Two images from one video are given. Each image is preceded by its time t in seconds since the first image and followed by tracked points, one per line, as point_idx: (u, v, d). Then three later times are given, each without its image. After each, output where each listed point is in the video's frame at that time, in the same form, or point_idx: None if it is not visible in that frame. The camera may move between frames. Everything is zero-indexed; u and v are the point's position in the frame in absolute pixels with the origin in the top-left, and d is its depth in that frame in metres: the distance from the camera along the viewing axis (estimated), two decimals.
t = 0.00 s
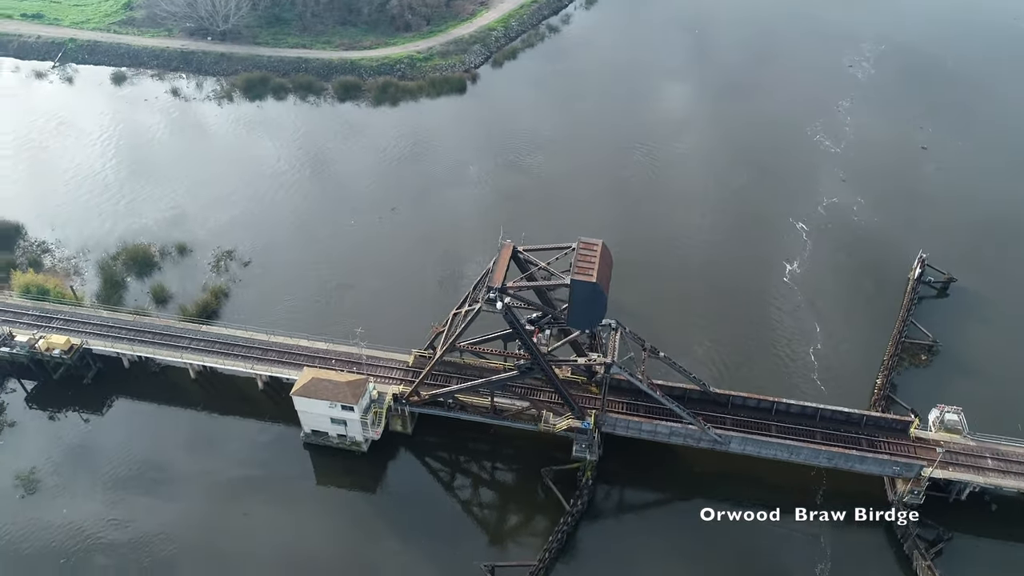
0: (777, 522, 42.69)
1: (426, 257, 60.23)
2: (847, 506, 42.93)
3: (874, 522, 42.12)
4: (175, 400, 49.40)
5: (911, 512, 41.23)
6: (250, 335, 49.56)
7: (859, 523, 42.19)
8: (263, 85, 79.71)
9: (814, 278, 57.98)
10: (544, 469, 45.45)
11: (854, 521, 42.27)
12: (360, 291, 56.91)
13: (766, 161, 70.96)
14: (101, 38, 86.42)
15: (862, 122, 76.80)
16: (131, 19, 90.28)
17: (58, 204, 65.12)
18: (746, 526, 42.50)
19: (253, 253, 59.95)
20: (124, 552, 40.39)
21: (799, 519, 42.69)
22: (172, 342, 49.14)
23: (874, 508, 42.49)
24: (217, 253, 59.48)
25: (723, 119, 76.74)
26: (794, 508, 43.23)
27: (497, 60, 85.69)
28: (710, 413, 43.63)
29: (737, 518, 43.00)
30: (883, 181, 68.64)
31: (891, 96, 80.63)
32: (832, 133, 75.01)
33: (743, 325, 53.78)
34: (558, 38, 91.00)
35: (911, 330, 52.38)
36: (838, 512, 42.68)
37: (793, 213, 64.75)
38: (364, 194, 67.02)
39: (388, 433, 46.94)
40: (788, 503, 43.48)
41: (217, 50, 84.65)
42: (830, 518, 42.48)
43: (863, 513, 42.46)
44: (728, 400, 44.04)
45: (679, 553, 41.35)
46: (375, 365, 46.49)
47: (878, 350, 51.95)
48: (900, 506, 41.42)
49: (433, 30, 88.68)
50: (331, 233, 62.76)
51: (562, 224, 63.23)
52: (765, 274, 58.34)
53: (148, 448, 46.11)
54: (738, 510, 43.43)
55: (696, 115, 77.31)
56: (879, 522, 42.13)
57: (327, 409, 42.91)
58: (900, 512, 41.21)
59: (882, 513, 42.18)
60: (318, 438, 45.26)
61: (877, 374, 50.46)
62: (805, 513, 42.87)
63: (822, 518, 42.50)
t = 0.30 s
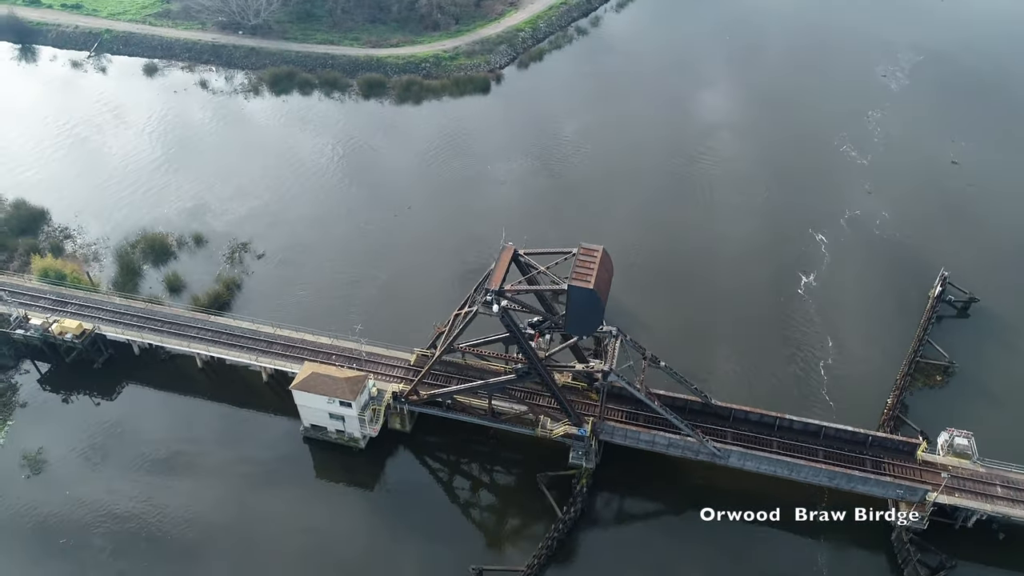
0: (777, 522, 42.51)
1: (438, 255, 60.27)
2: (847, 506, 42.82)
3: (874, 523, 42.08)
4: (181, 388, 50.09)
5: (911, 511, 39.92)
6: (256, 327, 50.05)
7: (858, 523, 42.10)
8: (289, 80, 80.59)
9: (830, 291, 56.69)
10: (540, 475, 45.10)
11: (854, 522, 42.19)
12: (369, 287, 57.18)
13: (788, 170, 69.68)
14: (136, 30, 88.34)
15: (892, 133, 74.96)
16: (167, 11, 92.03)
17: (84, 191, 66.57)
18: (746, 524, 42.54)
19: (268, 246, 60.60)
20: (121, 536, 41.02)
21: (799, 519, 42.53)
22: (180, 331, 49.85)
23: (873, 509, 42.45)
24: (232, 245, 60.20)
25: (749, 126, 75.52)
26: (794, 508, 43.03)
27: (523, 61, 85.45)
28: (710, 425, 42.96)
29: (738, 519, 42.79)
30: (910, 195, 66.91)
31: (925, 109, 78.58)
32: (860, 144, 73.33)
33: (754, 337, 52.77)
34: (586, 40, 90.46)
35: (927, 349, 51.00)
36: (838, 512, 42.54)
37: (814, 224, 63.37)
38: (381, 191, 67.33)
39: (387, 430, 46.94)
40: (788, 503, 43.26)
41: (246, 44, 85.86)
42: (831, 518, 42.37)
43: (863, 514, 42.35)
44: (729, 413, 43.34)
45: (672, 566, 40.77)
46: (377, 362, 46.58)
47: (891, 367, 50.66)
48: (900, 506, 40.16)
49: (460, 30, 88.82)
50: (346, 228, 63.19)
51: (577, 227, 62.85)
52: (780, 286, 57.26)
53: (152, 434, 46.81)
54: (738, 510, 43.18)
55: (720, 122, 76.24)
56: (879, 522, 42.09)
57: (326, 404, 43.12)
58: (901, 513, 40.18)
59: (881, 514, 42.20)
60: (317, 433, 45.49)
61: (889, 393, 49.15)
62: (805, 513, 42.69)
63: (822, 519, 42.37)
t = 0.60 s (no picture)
0: (778, 523, 42.47)
1: (450, 255, 60.26)
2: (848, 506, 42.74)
3: (874, 524, 42.03)
4: (189, 377, 50.82)
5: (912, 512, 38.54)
6: (265, 320, 50.58)
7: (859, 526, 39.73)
8: (315, 76, 81.48)
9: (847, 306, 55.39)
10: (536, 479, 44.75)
11: (854, 523, 42.14)
12: (379, 284, 57.38)
13: (812, 181, 68.28)
14: (171, 23, 90.43)
15: (923, 146, 72.98)
16: (202, 5, 93.88)
17: (110, 180, 68.08)
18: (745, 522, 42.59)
19: (283, 240, 61.22)
20: (119, 519, 41.70)
21: (799, 519, 42.48)
22: (190, 321, 50.57)
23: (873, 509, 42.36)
24: (249, 238, 60.87)
25: (774, 135, 74.23)
26: (794, 508, 42.97)
27: (549, 63, 85.12)
28: (710, 439, 42.30)
29: (738, 519, 42.74)
30: (937, 210, 65.03)
31: (959, 122, 76.34)
32: (889, 156, 71.52)
33: (764, 350, 51.79)
34: (614, 44, 89.80)
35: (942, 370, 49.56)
36: (838, 512, 42.50)
37: (835, 237, 62.00)
38: (399, 188, 67.57)
39: (387, 428, 47.03)
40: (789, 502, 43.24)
41: (276, 39, 87.06)
42: (831, 518, 42.35)
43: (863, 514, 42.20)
44: (730, 426, 42.66)
45: None
46: (379, 360, 46.71)
47: (904, 387, 49.31)
48: (899, 507, 38.79)
49: (488, 31, 88.85)
50: (361, 224, 63.55)
51: (590, 232, 62.34)
52: (794, 298, 56.10)
53: (157, 420, 47.56)
54: (738, 509, 43.10)
55: (745, 129, 75.06)
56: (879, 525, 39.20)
57: (325, 400, 43.34)
58: (902, 513, 38.74)
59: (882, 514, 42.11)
60: (317, 427, 45.76)
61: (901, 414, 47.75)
62: (805, 513, 42.63)
63: (822, 520, 42.31)
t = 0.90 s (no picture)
0: (777, 523, 42.27)
1: (462, 254, 60.24)
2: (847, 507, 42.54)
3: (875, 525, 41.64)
4: (197, 364, 51.58)
5: (909, 512, 38.63)
6: (272, 312, 51.12)
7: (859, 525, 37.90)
8: (341, 72, 82.21)
9: (861, 321, 54.22)
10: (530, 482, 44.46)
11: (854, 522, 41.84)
12: (389, 281, 57.64)
13: (835, 192, 66.92)
14: (204, 16, 92.22)
15: (953, 160, 70.95)
16: None
17: (134, 168, 69.49)
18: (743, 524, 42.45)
19: (298, 232, 61.83)
20: (117, 502, 42.44)
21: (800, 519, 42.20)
22: (200, 310, 51.30)
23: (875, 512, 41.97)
24: (264, 230, 61.59)
25: (800, 145, 72.90)
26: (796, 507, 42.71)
27: (575, 64, 84.73)
28: (708, 451, 41.67)
29: (737, 519, 42.61)
30: (964, 226, 63.16)
31: (994, 136, 74.07)
32: (917, 169, 69.73)
33: (773, 363, 50.92)
34: (642, 47, 89.07)
35: (955, 392, 48.20)
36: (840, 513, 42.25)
37: (855, 251, 60.68)
38: (415, 185, 67.82)
39: (386, 424, 47.20)
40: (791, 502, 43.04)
41: (306, 34, 88.10)
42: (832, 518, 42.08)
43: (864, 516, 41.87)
44: (730, 439, 42.00)
45: None
46: (381, 356, 46.89)
47: (915, 406, 48.03)
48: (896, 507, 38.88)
49: (516, 31, 88.78)
50: (376, 219, 63.93)
51: (603, 236, 61.94)
52: (808, 311, 55.01)
53: (162, 405, 48.32)
54: (738, 510, 42.97)
55: (770, 137, 73.93)
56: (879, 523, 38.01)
57: (324, 394, 43.62)
58: (899, 512, 38.57)
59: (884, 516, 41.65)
60: (316, 421, 46.07)
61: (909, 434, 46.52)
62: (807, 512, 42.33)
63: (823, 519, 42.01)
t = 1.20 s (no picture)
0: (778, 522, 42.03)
1: (474, 253, 60.25)
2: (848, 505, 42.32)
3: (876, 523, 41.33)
4: (206, 352, 52.40)
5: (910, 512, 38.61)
6: (282, 304, 51.72)
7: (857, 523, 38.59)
8: (367, 68, 82.89)
9: (875, 336, 53.00)
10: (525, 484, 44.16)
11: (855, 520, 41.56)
12: (400, 276, 57.91)
13: (858, 204, 65.53)
14: (238, 9, 93.88)
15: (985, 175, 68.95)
16: None
17: (160, 156, 70.95)
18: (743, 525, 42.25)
19: (313, 225, 62.48)
20: (118, 483, 43.23)
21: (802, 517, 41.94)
22: (211, 299, 52.09)
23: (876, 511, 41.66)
24: (281, 222, 62.36)
25: (825, 154, 71.51)
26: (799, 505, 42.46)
27: (601, 67, 84.28)
28: (706, 462, 41.14)
29: (737, 519, 42.22)
30: (991, 243, 61.35)
31: None
32: (946, 183, 67.95)
33: (781, 375, 49.98)
34: (671, 51, 88.28)
35: (968, 414, 46.82)
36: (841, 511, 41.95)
37: (875, 265, 59.30)
38: (433, 183, 68.12)
39: (386, 419, 47.41)
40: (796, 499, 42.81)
41: (335, 30, 89.06)
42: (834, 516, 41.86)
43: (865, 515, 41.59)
44: (729, 451, 41.41)
45: None
46: (384, 352, 47.16)
47: (926, 425, 46.75)
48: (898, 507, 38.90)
49: (544, 31, 88.68)
50: (392, 215, 64.31)
51: (617, 240, 61.49)
52: (821, 324, 53.94)
53: (169, 390, 49.16)
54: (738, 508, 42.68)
55: (794, 145, 72.77)
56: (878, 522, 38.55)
57: (325, 386, 43.98)
58: (901, 512, 38.67)
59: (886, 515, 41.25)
60: (317, 413, 46.45)
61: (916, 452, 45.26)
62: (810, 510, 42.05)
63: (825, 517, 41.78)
